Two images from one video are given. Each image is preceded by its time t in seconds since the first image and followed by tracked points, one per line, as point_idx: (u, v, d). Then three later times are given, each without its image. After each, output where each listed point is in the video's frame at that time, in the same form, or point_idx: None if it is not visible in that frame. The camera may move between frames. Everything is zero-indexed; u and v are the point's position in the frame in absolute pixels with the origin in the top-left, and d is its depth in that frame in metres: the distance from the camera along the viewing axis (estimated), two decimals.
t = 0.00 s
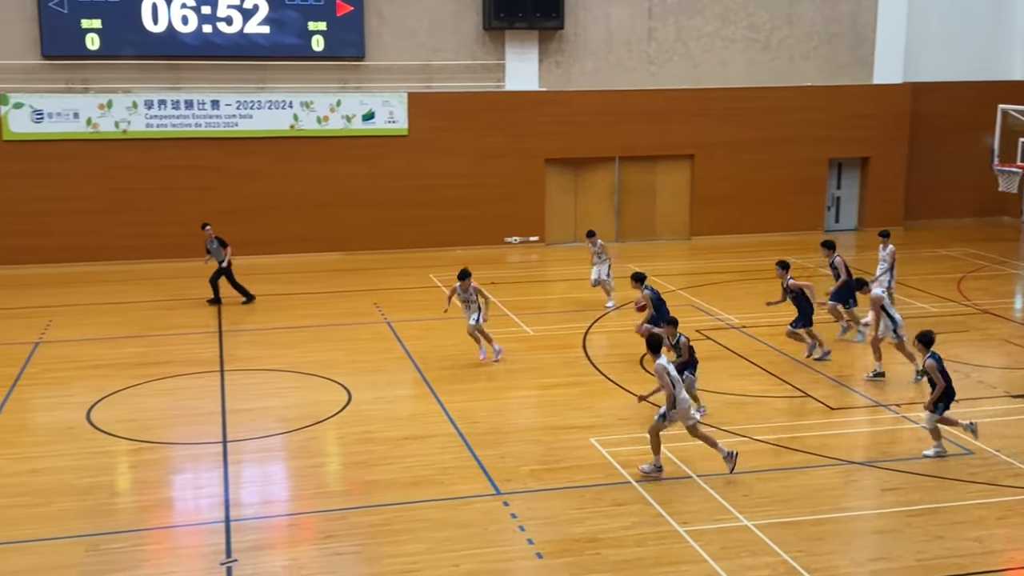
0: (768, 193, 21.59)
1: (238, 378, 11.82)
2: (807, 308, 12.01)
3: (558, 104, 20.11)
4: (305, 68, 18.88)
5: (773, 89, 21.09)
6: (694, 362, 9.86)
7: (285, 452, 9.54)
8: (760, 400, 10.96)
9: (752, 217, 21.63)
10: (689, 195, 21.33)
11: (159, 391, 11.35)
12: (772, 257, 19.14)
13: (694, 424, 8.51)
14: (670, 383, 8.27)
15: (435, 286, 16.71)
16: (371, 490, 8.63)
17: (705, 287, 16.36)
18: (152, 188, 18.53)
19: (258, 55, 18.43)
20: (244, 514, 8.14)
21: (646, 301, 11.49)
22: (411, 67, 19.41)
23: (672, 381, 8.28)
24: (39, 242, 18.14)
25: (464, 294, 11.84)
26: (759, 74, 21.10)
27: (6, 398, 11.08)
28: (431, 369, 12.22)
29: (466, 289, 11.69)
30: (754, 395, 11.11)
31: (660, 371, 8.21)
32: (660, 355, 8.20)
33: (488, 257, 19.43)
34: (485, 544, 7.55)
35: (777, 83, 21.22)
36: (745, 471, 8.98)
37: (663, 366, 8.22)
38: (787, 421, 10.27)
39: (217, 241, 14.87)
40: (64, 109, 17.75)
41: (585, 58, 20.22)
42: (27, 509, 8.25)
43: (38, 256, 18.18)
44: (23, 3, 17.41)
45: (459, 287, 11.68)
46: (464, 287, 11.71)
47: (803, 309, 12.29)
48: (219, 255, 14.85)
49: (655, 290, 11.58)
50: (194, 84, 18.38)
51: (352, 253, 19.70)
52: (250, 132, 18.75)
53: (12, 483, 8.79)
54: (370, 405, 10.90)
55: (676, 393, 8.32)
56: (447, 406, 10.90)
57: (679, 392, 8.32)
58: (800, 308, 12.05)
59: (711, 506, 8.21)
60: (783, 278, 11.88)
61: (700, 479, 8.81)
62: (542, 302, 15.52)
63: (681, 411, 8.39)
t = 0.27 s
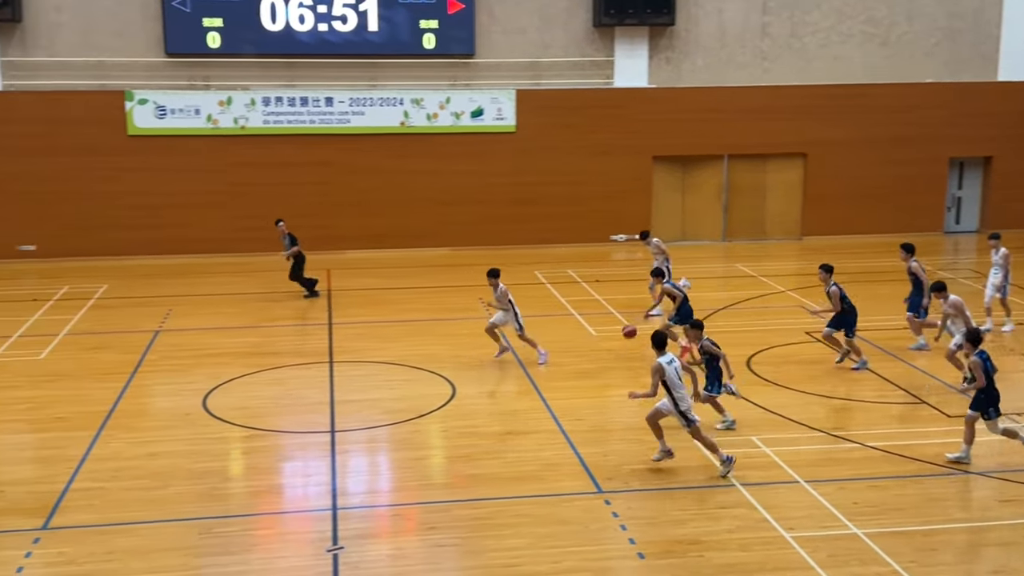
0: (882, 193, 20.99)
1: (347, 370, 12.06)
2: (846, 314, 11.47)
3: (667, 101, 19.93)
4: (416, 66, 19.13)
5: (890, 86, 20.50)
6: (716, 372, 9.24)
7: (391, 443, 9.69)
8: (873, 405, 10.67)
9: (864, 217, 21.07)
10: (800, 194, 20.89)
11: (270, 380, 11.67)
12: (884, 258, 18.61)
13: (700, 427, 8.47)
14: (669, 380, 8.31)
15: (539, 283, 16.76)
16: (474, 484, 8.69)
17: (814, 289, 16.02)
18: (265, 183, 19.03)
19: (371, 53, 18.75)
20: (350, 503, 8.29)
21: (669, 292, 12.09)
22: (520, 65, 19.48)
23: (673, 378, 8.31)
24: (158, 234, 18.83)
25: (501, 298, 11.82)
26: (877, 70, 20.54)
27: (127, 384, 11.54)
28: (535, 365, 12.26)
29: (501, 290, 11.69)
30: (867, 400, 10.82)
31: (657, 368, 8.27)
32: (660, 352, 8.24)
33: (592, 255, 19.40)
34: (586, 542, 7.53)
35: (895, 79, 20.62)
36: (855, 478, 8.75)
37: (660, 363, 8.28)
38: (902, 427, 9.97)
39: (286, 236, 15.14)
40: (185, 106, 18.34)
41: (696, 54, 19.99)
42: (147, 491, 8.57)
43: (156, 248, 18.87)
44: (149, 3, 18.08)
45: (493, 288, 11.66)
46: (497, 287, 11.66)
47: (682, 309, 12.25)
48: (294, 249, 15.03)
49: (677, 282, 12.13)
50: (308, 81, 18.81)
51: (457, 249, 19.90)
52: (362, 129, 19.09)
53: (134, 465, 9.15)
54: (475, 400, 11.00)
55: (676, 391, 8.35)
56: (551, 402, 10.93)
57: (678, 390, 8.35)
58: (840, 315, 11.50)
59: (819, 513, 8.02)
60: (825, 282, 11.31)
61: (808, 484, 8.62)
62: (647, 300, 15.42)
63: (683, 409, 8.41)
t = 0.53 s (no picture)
0: (1001, 195, 20.19)
1: (446, 365, 12.19)
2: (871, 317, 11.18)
3: (774, 100, 19.56)
4: (520, 64, 19.20)
5: (1012, 84, 19.70)
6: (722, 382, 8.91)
7: (490, 439, 9.75)
8: (987, 415, 10.26)
9: (981, 220, 20.29)
10: (914, 196, 20.25)
11: (372, 374, 11.88)
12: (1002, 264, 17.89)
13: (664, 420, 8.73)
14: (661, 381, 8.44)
15: (639, 283, 16.64)
16: (572, 483, 8.68)
17: (927, 294, 15.49)
18: (371, 180, 19.37)
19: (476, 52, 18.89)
20: (448, 497, 8.37)
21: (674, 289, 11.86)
22: (625, 63, 19.37)
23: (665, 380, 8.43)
24: (267, 229, 19.35)
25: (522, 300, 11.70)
26: (998, 68, 19.77)
27: (236, 374, 11.89)
28: (634, 366, 12.18)
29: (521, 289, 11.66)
30: (980, 410, 10.42)
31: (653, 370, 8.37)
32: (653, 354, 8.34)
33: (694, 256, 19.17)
34: (684, 545, 7.44)
35: (1017, 78, 19.81)
36: (966, 490, 8.43)
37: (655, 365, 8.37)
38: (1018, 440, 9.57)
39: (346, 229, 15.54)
40: (295, 104, 18.81)
41: (805, 52, 19.55)
42: (253, 478, 8.82)
43: (265, 242, 19.39)
44: (263, 4, 18.59)
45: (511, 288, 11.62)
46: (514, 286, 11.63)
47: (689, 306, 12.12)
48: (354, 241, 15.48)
49: (684, 283, 11.99)
50: (415, 80, 19.09)
51: (557, 248, 19.92)
52: (465, 127, 19.26)
53: (241, 453, 9.43)
54: (573, 398, 10.99)
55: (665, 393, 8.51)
56: (650, 403, 10.84)
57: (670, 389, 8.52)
58: (866, 316, 11.20)
59: (928, 525, 7.76)
60: (850, 285, 11.09)
61: (916, 495, 8.34)
62: (750, 303, 15.15)
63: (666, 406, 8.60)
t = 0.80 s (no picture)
0: None
1: (543, 365, 12.21)
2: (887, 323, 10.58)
3: (884, 100, 19.02)
4: (622, 65, 19.10)
5: None
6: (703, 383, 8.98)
7: (585, 440, 9.73)
8: None
9: None
10: None
11: (469, 372, 11.97)
12: None
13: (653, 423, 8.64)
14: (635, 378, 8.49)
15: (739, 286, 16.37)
16: (668, 486, 8.60)
17: None
18: (472, 180, 19.53)
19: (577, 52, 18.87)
20: (543, 497, 8.39)
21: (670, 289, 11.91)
22: (729, 63, 19.09)
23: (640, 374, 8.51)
24: (370, 227, 19.68)
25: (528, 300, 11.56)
26: None
27: (337, 369, 12.13)
28: (733, 370, 11.99)
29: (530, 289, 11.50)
30: None
31: (623, 366, 8.46)
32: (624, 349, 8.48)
33: (797, 259, 18.78)
34: (782, 554, 7.29)
35: None
36: None
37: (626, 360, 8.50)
38: None
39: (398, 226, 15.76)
40: (399, 105, 19.09)
41: (918, 51, 18.95)
42: (352, 472, 8.99)
43: (367, 240, 19.73)
44: (369, 5, 18.92)
45: (516, 286, 11.51)
46: (523, 284, 11.53)
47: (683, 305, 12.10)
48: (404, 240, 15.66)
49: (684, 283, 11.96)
50: (516, 81, 19.18)
51: (657, 249, 19.76)
52: (566, 127, 19.26)
53: (341, 446, 9.61)
54: (670, 402, 10.88)
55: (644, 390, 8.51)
56: (748, 408, 10.66)
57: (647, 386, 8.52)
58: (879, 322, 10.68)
59: None
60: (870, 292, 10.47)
61: None
62: (855, 309, 14.77)
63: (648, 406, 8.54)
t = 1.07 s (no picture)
0: None
1: (636, 369, 12.13)
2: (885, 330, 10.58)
3: (997, 102, 18.34)
4: (722, 66, 18.85)
5: None
6: (682, 386, 9.06)
7: (678, 446, 9.63)
8: None
9: None
10: None
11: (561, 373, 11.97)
12: None
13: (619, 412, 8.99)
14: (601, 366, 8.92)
15: (840, 293, 15.99)
16: (762, 495, 8.45)
17: None
18: (568, 182, 19.52)
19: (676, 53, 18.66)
20: (634, 501, 8.33)
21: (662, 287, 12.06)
22: (833, 65, 18.65)
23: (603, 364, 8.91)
24: (466, 228, 19.84)
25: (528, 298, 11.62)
26: None
27: (431, 368, 12.26)
28: (832, 379, 11.72)
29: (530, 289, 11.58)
30: None
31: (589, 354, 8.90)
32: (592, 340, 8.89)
33: (902, 266, 18.24)
34: (880, 568, 7.09)
35: None
36: None
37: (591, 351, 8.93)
38: None
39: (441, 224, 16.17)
40: (496, 106, 19.22)
41: None
42: (444, 470, 9.07)
43: (463, 241, 19.89)
44: (469, 8, 19.08)
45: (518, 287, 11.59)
46: (524, 286, 11.61)
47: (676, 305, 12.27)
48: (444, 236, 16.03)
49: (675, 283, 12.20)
50: (614, 82, 19.11)
51: (755, 254, 19.43)
52: (664, 129, 19.11)
53: (434, 444, 9.71)
54: (766, 409, 10.68)
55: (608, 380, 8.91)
56: (848, 417, 10.40)
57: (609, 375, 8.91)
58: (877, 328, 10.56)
59: None
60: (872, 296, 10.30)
61: None
62: (962, 318, 14.27)
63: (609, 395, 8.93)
